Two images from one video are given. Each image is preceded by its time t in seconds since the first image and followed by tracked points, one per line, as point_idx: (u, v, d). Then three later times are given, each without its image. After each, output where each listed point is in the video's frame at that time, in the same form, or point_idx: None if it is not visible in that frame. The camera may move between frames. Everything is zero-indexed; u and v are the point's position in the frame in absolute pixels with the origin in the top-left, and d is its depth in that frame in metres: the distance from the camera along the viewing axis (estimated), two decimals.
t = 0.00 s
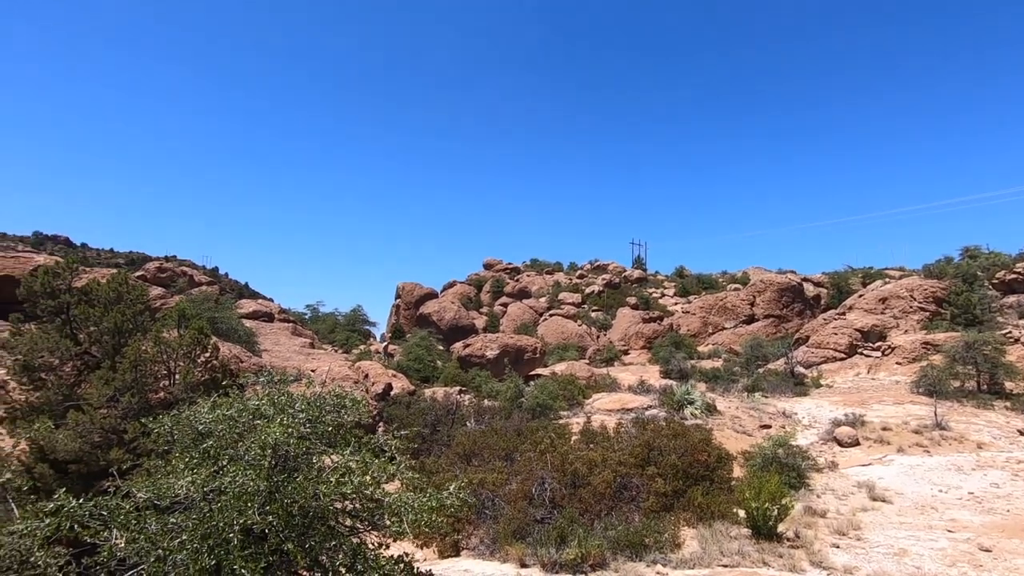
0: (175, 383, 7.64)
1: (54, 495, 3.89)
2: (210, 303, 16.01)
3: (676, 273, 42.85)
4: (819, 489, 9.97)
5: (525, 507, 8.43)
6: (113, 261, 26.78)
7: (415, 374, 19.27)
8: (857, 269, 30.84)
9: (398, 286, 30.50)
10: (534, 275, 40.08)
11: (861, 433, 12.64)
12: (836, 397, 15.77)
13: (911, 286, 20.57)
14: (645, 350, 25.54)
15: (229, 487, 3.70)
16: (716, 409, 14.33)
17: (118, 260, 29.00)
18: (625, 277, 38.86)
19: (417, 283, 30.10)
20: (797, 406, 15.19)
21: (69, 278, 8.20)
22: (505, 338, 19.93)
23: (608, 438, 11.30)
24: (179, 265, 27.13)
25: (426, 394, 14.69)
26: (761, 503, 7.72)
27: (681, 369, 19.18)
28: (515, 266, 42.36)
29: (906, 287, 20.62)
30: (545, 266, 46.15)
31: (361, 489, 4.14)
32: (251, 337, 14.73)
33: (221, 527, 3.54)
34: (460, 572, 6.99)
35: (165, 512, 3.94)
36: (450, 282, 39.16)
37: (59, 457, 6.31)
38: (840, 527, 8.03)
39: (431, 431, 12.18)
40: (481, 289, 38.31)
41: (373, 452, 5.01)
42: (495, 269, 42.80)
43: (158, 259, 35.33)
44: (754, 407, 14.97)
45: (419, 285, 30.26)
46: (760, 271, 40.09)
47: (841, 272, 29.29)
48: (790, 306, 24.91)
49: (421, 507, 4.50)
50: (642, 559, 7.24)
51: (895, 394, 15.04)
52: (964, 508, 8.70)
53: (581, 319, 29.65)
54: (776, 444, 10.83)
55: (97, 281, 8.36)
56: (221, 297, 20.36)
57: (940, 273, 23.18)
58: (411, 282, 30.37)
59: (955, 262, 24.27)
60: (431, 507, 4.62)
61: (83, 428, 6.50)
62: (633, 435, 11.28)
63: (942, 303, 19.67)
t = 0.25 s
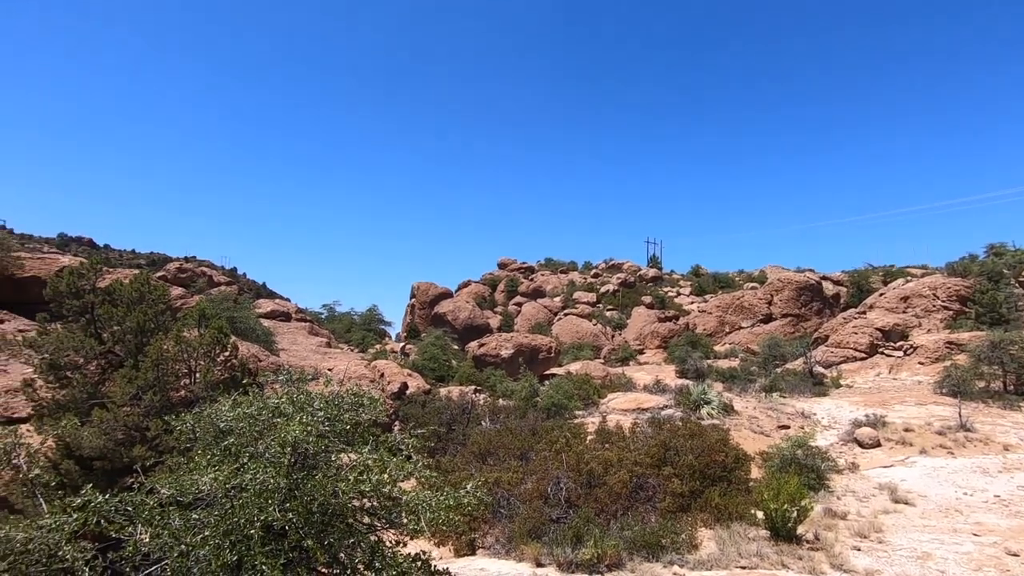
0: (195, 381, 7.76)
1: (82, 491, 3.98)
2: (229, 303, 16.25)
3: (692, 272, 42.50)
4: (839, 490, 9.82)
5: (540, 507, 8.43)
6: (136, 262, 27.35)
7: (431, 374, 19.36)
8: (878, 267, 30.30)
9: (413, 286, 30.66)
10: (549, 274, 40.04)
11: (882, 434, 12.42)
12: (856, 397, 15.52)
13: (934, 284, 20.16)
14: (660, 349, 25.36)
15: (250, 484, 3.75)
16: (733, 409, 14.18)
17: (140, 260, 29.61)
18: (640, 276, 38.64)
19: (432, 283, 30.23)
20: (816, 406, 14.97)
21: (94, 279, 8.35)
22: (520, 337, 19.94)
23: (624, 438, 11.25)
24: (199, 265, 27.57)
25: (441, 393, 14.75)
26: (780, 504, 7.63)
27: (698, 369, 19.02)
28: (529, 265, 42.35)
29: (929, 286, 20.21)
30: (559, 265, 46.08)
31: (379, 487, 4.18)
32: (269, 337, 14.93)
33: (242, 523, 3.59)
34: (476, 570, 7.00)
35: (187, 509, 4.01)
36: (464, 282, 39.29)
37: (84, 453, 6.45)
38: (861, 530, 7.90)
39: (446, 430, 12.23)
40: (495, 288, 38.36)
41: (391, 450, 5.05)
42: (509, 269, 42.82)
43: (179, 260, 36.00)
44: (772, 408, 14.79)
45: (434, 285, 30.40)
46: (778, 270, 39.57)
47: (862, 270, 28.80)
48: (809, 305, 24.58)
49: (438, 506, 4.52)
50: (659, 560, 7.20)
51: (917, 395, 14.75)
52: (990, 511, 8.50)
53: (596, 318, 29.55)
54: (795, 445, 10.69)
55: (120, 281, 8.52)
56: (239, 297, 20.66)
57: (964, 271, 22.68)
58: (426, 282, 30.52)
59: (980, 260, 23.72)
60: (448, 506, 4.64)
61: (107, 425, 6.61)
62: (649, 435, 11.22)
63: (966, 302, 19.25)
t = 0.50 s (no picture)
0: (215, 381, 7.88)
1: (108, 488, 4.07)
2: (247, 303, 16.48)
3: (708, 271, 42.12)
4: (861, 492, 9.66)
5: (556, 506, 8.42)
6: (157, 264, 27.84)
7: (446, 373, 19.43)
8: (900, 264, 29.73)
9: (428, 286, 30.80)
10: (563, 273, 39.96)
11: (905, 435, 12.19)
12: (878, 397, 15.25)
13: (957, 282, 19.74)
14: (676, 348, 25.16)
15: (271, 482, 3.80)
16: (751, 409, 14.02)
17: (161, 262, 30.16)
18: (655, 275, 38.39)
19: (447, 283, 30.34)
20: (836, 406, 14.74)
21: (117, 280, 8.47)
22: (535, 337, 19.94)
23: (640, 437, 11.19)
24: (219, 267, 28.00)
25: (457, 392, 14.80)
26: (800, 505, 7.53)
27: (715, 368, 18.84)
28: (543, 265, 42.31)
29: (953, 284, 19.79)
30: (574, 264, 45.97)
31: (397, 486, 4.20)
32: (286, 337, 15.11)
33: (263, 521, 3.63)
34: (492, 569, 7.02)
35: (209, 506, 4.07)
36: (479, 281, 39.37)
37: (109, 451, 6.58)
38: (884, 532, 7.76)
39: (462, 430, 12.27)
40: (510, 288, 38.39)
41: (408, 449, 5.09)
42: (524, 268, 42.81)
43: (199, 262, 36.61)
44: (790, 408, 14.60)
45: (449, 285, 30.51)
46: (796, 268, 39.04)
47: (883, 267, 28.29)
48: (828, 303, 24.22)
49: (457, 506, 4.53)
50: (676, 561, 7.14)
51: (941, 395, 14.46)
52: (1017, 514, 8.30)
53: (611, 318, 29.42)
54: (815, 445, 10.53)
55: (143, 282, 8.67)
56: (257, 298, 20.93)
57: (989, 269, 22.16)
58: (441, 282, 30.63)
59: (1006, 257, 23.17)
60: (466, 506, 4.65)
61: (131, 424, 6.74)
62: (666, 435, 11.14)
63: (992, 300, 18.82)
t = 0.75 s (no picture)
0: (236, 381, 8.00)
1: (134, 487, 4.16)
2: (266, 305, 16.70)
3: (725, 270, 41.68)
4: (884, 494, 9.49)
5: (573, 507, 8.40)
6: (178, 266, 28.36)
7: (462, 374, 19.50)
8: (923, 262, 29.13)
9: (443, 287, 30.92)
10: (578, 274, 39.84)
11: (929, 436, 11.94)
12: (901, 397, 14.96)
13: (983, 280, 19.29)
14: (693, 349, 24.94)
15: (292, 482, 3.85)
16: (770, 410, 13.85)
17: (182, 265, 30.68)
18: (671, 274, 38.10)
19: (462, 284, 30.44)
20: (858, 407, 14.50)
21: (140, 282, 8.61)
22: (550, 337, 19.91)
23: (657, 438, 11.11)
24: (238, 269, 28.40)
25: (473, 393, 14.84)
26: (821, 507, 7.42)
27: (732, 368, 18.64)
28: (558, 265, 42.23)
29: (978, 281, 19.35)
30: (589, 264, 45.82)
31: (416, 486, 4.24)
32: (304, 338, 15.28)
33: (285, 520, 3.67)
34: (510, 570, 7.02)
35: (232, 506, 4.14)
36: (494, 282, 39.44)
37: (133, 451, 6.71)
38: (908, 535, 7.62)
39: (478, 430, 12.30)
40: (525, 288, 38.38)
41: (426, 450, 5.12)
42: (539, 268, 42.78)
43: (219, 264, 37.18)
44: (811, 408, 14.39)
45: (464, 286, 30.60)
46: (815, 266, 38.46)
47: (905, 266, 27.75)
48: (849, 302, 23.83)
49: (475, 506, 4.54)
50: (695, 563, 7.08)
51: (966, 395, 14.14)
52: None
53: (627, 318, 29.28)
54: (836, 447, 10.37)
55: (165, 285, 8.82)
56: (276, 300, 21.21)
57: (1016, 266, 21.63)
58: (456, 283, 30.73)
59: None
60: (485, 506, 4.66)
61: (155, 424, 6.85)
62: (683, 436, 11.05)
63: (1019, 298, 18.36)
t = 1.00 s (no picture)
0: (255, 384, 8.11)
1: (159, 488, 4.24)
2: (284, 308, 16.92)
3: (742, 270, 41.21)
4: (908, 498, 9.29)
5: (590, 510, 8.36)
6: (198, 271, 28.84)
7: (477, 376, 19.54)
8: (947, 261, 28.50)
9: (458, 289, 31.02)
10: (593, 275, 39.70)
11: (955, 439, 11.67)
12: (925, 399, 14.65)
13: (1010, 279, 18.82)
14: (710, 350, 24.69)
15: (313, 483, 3.89)
16: (790, 412, 13.65)
17: (202, 269, 31.20)
18: (687, 275, 37.79)
19: (477, 286, 30.51)
20: (880, 409, 14.23)
21: (162, 286, 8.75)
22: (565, 339, 19.87)
23: (675, 441, 11.01)
24: (256, 272, 28.79)
25: (489, 395, 14.85)
26: (844, 511, 7.28)
27: (750, 370, 18.41)
28: (573, 267, 42.12)
29: (1005, 280, 18.88)
30: (604, 265, 45.63)
31: (434, 488, 4.26)
32: (322, 341, 15.44)
33: (305, 521, 3.71)
34: (527, 572, 7.02)
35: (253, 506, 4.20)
36: (509, 284, 39.45)
37: (156, 452, 6.85)
38: (934, 540, 7.45)
39: (494, 432, 12.31)
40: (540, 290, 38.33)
41: (443, 452, 5.13)
42: (554, 270, 42.70)
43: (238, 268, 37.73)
44: (831, 410, 14.15)
45: (479, 288, 30.65)
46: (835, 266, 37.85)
47: (929, 265, 27.19)
48: (870, 302, 23.42)
49: (492, 509, 4.55)
50: (714, 567, 6.99)
51: (994, 397, 13.80)
52: None
53: (643, 319, 29.09)
54: (858, 450, 10.19)
55: (186, 289, 8.96)
56: (294, 303, 21.44)
57: None
58: (471, 285, 30.80)
59: None
60: (502, 509, 4.66)
61: (177, 425, 6.97)
62: (701, 438, 10.94)
63: None
